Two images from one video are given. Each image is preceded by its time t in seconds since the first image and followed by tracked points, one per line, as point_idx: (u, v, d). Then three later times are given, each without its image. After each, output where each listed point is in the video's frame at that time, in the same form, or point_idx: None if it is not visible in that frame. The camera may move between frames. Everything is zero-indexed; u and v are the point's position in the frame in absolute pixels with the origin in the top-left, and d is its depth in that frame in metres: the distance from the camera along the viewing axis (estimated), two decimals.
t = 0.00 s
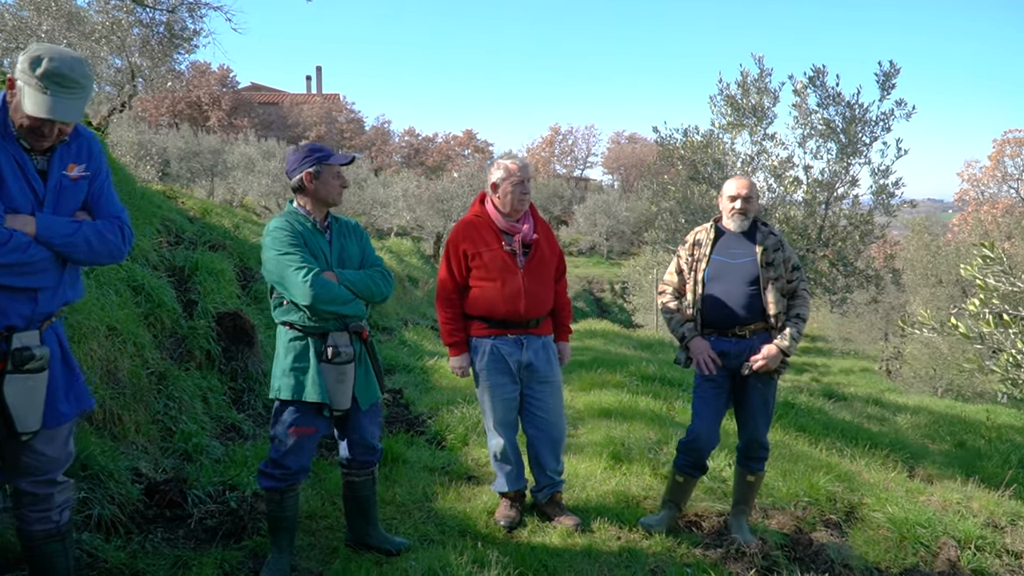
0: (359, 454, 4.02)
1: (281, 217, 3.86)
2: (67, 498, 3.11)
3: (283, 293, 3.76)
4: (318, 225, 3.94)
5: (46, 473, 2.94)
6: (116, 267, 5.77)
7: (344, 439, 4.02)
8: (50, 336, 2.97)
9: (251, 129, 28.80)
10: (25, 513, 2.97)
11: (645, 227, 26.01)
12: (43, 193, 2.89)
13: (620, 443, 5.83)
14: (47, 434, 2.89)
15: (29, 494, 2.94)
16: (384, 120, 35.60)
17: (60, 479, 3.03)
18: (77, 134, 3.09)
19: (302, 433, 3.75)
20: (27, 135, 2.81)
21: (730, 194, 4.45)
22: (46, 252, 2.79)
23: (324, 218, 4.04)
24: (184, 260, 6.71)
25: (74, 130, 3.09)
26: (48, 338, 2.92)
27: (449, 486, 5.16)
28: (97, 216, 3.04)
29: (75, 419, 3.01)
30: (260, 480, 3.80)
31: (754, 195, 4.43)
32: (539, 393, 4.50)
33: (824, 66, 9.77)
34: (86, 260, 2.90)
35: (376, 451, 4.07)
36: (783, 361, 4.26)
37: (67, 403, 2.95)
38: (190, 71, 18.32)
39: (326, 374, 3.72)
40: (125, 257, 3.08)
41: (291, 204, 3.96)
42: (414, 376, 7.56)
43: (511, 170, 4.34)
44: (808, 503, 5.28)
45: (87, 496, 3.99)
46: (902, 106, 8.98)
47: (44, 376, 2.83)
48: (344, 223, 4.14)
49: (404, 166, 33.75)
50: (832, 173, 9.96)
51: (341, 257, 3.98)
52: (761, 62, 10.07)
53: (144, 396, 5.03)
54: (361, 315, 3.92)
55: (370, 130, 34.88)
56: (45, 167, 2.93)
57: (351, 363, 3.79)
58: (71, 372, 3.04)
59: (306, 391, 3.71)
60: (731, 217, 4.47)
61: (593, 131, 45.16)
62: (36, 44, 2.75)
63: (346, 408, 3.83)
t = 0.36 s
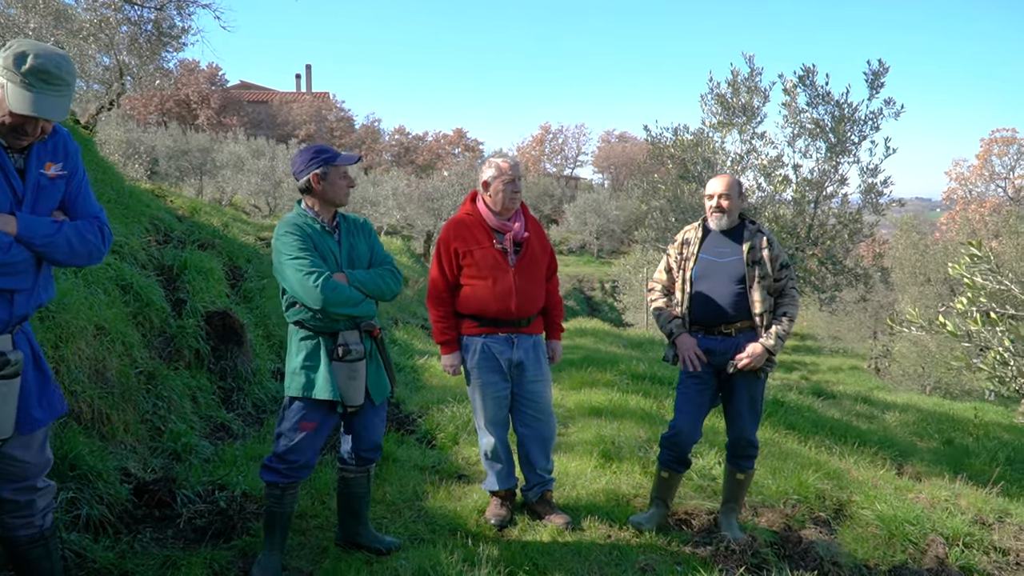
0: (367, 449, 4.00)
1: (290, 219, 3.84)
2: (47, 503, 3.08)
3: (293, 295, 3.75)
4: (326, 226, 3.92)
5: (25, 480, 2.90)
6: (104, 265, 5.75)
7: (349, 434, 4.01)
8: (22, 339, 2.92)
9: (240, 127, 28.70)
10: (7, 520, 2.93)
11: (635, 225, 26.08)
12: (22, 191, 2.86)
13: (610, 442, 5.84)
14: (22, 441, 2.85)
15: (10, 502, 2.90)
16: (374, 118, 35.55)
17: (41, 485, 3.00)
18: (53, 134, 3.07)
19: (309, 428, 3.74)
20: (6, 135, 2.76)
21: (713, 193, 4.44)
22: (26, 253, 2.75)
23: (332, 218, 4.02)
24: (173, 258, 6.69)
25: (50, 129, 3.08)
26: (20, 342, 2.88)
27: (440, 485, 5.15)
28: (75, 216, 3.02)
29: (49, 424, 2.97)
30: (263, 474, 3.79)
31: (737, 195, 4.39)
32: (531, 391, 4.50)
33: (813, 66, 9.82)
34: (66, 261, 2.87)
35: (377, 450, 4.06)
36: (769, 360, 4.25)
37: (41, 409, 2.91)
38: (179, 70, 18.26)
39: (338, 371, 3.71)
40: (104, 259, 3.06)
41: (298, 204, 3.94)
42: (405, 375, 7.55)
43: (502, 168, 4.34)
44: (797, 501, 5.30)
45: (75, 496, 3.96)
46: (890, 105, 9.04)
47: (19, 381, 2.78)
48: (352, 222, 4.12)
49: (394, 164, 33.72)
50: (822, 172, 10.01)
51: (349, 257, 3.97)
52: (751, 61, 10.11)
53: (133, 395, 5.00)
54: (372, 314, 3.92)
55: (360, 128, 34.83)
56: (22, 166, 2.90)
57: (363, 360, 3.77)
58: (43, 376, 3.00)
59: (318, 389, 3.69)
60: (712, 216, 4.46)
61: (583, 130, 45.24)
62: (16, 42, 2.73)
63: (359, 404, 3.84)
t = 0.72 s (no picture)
0: (358, 447, 3.97)
1: (286, 214, 3.84)
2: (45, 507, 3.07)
3: (286, 292, 3.75)
4: (323, 223, 3.92)
5: (23, 485, 2.90)
6: (102, 264, 5.74)
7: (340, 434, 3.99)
8: (14, 342, 2.89)
9: (237, 126, 28.66)
10: (5, 524, 2.93)
11: (632, 224, 26.09)
12: (16, 184, 2.86)
13: (608, 441, 5.84)
14: (17, 443, 2.84)
15: (7, 506, 2.90)
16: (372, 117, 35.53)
17: (39, 490, 2.99)
18: (43, 128, 3.06)
19: (312, 425, 3.75)
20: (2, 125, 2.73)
21: (711, 195, 4.43)
22: (23, 243, 2.75)
23: (329, 214, 4.02)
24: (171, 257, 6.68)
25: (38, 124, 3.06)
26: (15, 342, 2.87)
27: (437, 484, 5.15)
28: (69, 209, 3.02)
29: (43, 428, 2.95)
30: (273, 474, 3.82)
31: (734, 195, 4.39)
32: (529, 390, 4.51)
33: (812, 65, 9.82)
34: (64, 253, 2.87)
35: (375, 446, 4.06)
36: (766, 360, 4.25)
37: (35, 412, 2.89)
38: (176, 68, 18.24)
39: (330, 368, 3.70)
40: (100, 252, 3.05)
41: (296, 200, 3.94)
42: (402, 374, 7.55)
43: (501, 167, 4.34)
44: (794, 500, 5.30)
45: (73, 495, 3.96)
46: (888, 105, 9.04)
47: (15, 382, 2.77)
48: (349, 219, 4.12)
49: (392, 163, 33.71)
50: (820, 171, 10.01)
51: (345, 254, 3.97)
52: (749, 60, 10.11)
53: (131, 393, 5.00)
54: (365, 312, 3.91)
55: (358, 127, 34.83)
56: (14, 160, 2.89)
57: (355, 357, 3.75)
58: (37, 380, 2.98)
59: (310, 384, 3.70)
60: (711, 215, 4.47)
61: (581, 129, 45.27)
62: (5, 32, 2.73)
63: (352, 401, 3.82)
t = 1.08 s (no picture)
0: (350, 446, 3.96)
1: (269, 213, 3.84)
2: (49, 509, 3.06)
3: (270, 291, 3.75)
4: (307, 222, 3.93)
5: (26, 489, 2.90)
6: (108, 262, 5.75)
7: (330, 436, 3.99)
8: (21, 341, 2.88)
9: (242, 125, 28.70)
10: (8, 525, 2.93)
11: (638, 223, 26.07)
12: (17, 178, 2.86)
13: (613, 440, 5.84)
14: (24, 443, 2.84)
15: (11, 508, 2.90)
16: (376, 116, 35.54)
17: (43, 492, 2.98)
18: (36, 123, 3.05)
19: (297, 426, 3.74)
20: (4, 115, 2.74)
21: (717, 192, 4.45)
22: (30, 237, 2.75)
23: (313, 213, 4.02)
24: (177, 255, 6.70)
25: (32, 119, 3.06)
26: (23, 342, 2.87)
27: (442, 483, 5.15)
28: (70, 202, 3.04)
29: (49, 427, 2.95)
30: (266, 476, 3.82)
31: (742, 190, 4.43)
32: (534, 389, 4.50)
33: (818, 63, 9.79)
34: (68, 246, 2.88)
35: (368, 445, 4.05)
36: (774, 358, 4.24)
37: (40, 412, 2.90)
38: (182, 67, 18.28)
39: (314, 370, 3.69)
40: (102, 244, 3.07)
41: (279, 199, 3.94)
42: (407, 373, 7.55)
43: (508, 166, 4.34)
44: (800, 500, 5.29)
45: (79, 493, 3.97)
46: (895, 103, 9.01)
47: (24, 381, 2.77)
48: (333, 217, 4.12)
49: (396, 162, 33.73)
50: (826, 170, 9.98)
51: (329, 253, 3.97)
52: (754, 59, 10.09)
53: (136, 391, 5.01)
54: (349, 311, 3.92)
55: (362, 126, 34.86)
56: (12, 154, 2.88)
57: (339, 358, 3.75)
58: (42, 381, 2.98)
59: (294, 386, 3.70)
60: (719, 213, 4.47)
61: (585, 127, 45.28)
62: None
63: (335, 401, 3.80)
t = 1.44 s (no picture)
0: (347, 442, 3.98)
1: (255, 212, 3.81)
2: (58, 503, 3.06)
3: (257, 292, 3.73)
4: (293, 222, 3.92)
5: (42, 482, 2.91)
6: (112, 260, 5.76)
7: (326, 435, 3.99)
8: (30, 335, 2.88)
9: (247, 123, 28.74)
10: (18, 519, 2.93)
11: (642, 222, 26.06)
12: (10, 171, 2.84)
13: (616, 438, 5.84)
14: (37, 438, 2.84)
15: (24, 503, 2.90)
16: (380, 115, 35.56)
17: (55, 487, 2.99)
18: (21, 110, 3.00)
19: (290, 427, 3.75)
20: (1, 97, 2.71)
21: (716, 196, 4.42)
22: (31, 232, 2.75)
23: (299, 213, 4.01)
24: (181, 253, 6.71)
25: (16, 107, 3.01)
26: (33, 336, 2.87)
27: (446, 481, 5.16)
28: (66, 189, 3.03)
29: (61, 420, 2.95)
30: (265, 480, 3.80)
31: (739, 193, 4.41)
32: (539, 387, 4.50)
33: (823, 62, 9.78)
34: (70, 235, 2.89)
35: (368, 439, 4.08)
36: (780, 356, 4.24)
37: (53, 404, 2.90)
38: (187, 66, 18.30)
39: (302, 371, 3.69)
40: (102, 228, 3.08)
41: (265, 197, 3.90)
42: (412, 371, 7.56)
43: (513, 164, 4.34)
44: (804, 498, 5.28)
45: (84, 490, 3.98)
46: (900, 102, 9.00)
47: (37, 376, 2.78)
48: (319, 218, 4.12)
49: (400, 160, 33.75)
50: (830, 169, 9.96)
51: (316, 254, 3.97)
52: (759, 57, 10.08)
53: (141, 389, 5.02)
54: (336, 312, 3.92)
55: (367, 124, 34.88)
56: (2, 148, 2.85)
57: (328, 360, 3.74)
58: (53, 374, 2.99)
59: (283, 388, 3.69)
60: (719, 217, 4.44)
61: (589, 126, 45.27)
62: None
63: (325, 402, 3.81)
